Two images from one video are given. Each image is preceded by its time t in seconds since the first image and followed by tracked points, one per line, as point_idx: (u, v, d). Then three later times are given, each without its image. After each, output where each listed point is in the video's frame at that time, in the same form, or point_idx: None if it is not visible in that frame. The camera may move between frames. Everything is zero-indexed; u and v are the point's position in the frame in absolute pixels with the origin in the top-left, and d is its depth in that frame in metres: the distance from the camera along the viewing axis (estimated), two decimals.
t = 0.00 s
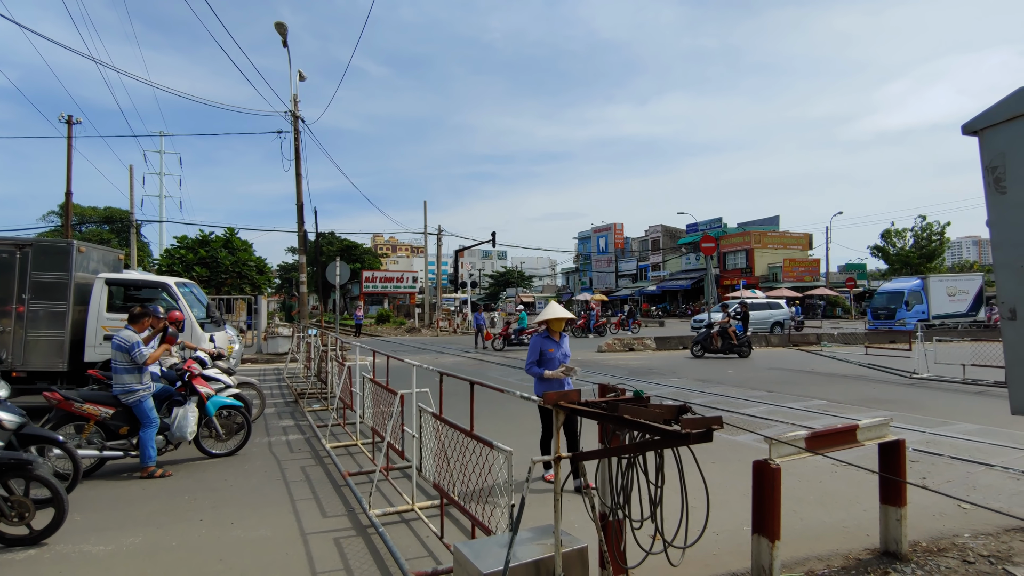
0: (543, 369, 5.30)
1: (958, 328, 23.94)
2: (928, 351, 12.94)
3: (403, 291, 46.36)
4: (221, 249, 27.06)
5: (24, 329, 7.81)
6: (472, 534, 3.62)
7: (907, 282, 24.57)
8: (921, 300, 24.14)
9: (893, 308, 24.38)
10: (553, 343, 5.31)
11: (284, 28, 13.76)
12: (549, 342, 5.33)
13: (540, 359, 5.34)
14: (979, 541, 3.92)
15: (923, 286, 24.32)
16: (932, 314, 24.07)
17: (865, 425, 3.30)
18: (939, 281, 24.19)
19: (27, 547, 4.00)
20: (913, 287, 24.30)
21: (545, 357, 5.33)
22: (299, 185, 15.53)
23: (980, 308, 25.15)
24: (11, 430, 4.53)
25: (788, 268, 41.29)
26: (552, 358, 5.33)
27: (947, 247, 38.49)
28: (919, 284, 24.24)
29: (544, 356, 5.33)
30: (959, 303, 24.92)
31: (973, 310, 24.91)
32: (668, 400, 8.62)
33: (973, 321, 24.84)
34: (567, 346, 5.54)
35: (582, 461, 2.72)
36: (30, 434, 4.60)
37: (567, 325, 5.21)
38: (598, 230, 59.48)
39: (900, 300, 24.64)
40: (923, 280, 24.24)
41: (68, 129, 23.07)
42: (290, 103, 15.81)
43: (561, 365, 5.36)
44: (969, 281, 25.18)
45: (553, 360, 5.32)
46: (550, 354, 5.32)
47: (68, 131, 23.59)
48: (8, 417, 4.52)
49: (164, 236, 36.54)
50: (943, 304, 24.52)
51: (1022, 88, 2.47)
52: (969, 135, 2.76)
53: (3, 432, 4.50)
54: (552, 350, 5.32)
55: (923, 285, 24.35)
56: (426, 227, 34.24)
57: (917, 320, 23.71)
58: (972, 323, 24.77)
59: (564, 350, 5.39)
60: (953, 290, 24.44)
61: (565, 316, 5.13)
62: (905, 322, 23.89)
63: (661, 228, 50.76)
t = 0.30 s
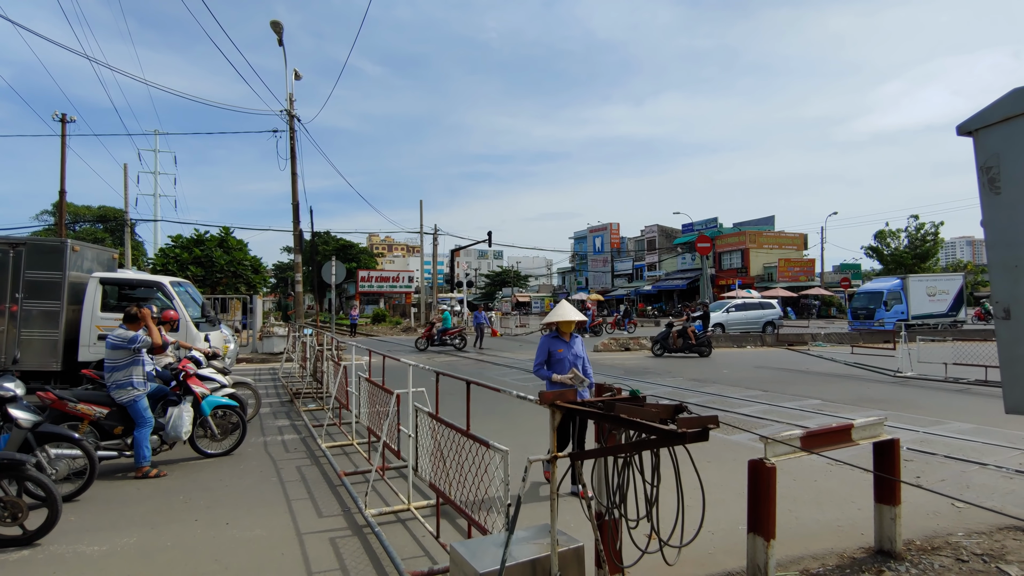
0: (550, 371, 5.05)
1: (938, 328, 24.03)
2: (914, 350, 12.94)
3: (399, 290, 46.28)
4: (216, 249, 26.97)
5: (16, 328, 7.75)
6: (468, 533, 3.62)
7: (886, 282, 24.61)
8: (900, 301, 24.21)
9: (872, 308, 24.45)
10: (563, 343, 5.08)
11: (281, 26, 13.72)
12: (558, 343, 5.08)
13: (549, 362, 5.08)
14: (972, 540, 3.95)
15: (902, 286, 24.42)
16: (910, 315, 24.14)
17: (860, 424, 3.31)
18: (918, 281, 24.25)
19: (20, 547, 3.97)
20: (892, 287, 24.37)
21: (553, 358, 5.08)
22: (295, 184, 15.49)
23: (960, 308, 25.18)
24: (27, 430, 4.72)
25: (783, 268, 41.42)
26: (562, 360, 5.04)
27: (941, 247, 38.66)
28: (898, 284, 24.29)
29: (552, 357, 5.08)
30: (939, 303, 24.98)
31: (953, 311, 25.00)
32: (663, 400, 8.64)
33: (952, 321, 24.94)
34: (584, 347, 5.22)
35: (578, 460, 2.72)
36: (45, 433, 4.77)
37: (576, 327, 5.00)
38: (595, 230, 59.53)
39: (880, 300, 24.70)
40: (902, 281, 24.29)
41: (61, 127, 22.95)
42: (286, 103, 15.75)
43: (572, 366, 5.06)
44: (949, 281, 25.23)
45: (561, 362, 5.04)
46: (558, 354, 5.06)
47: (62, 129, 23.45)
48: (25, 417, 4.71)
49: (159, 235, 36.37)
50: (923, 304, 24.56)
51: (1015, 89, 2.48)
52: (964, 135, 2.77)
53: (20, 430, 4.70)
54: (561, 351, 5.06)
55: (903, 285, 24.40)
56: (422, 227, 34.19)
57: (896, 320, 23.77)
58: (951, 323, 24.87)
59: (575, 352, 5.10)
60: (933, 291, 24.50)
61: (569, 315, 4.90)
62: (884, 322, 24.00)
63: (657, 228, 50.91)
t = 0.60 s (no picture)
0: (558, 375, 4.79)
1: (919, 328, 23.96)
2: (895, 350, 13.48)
3: (396, 289, 46.18)
4: (213, 248, 26.90)
5: (11, 327, 7.71)
6: (465, 533, 3.62)
7: (870, 281, 24.79)
8: (882, 300, 24.27)
9: (853, 308, 24.75)
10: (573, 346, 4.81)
11: (277, 25, 13.69)
12: (566, 345, 4.81)
13: (558, 365, 4.83)
14: (968, 539, 3.96)
15: (885, 286, 24.41)
16: (893, 315, 24.04)
17: (856, 424, 3.32)
18: (901, 280, 24.09)
19: (14, 548, 3.95)
20: (875, 287, 24.53)
21: (561, 362, 4.82)
22: (292, 182, 15.45)
23: (943, 308, 25.02)
24: (42, 428, 4.80)
25: (780, 268, 41.52)
26: (571, 363, 4.77)
27: (936, 247, 38.77)
28: (880, 284, 24.34)
29: (560, 360, 4.82)
30: (922, 303, 24.84)
31: (935, 311, 24.89)
32: (660, 399, 8.65)
33: (934, 321, 24.85)
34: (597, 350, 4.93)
35: (575, 460, 2.71)
36: (61, 430, 4.87)
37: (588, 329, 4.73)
38: (592, 229, 59.55)
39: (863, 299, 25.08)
40: (885, 280, 24.26)
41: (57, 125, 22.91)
42: (282, 101, 15.70)
43: (582, 371, 4.78)
44: (933, 281, 25.03)
45: (570, 365, 4.78)
46: (566, 358, 4.79)
47: (58, 127, 23.39)
48: (41, 415, 4.81)
49: (156, 234, 36.27)
50: (906, 304, 24.43)
51: (1013, 89, 2.49)
52: (960, 136, 2.78)
53: (35, 428, 4.79)
54: (571, 354, 4.79)
55: (886, 284, 24.35)
56: (419, 226, 34.16)
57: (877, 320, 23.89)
58: (932, 323, 24.87)
59: (587, 355, 4.81)
60: (916, 291, 24.37)
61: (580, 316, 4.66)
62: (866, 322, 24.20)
63: (654, 228, 50.99)
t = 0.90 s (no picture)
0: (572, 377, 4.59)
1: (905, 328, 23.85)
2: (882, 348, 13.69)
3: (395, 288, 46.15)
4: (212, 246, 26.89)
5: (11, 325, 7.71)
6: (464, 531, 3.62)
7: (857, 280, 24.90)
8: (868, 300, 24.37)
9: (840, 307, 24.88)
10: (587, 347, 4.63)
11: (277, 23, 13.67)
12: (581, 346, 4.61)
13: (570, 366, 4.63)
14: (966, 537, 3.97)
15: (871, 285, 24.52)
16: (879, 314, 24.07)
17: (854, 422, 3.32)
18: (887, 279, 23.97)
19: (14, 545, 3.94)
20: (860, 287, 24.62)
21: (575, 363, 4.60)
22: (291, 180, 15.43)
23: (931, 308, 24.90)
24: (55, 424, 4.78)
25: (779, 267, 41.57)
26: (587, 365, 4.58)
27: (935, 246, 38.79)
28: (866, 283, 24.53)
29: (574, 361, 4.61)
30: (909, 302, 24.73)
31: (923, 310, 24.80)
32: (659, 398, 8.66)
33: (922, 320, 24.76)
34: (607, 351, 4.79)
35: (575, 458, 2.71)
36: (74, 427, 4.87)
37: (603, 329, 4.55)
38: (592, 228, 59.55)
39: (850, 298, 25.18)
40: (871, 280, 24.35)
41: (57, 124, 22.90)
42: (282, 100, 15.69)
43: (596, 373, 4.60)
44: (921, 280, 24.80)
45: (584, 367, 4.59)
46: (581, 359, 4.59)
47: (57, 126, 23.38)
48: (53, 412, 4.78)
49: (155, 232, 36.23)
50: (893, 303, 24.33)
51: (1013, 87, 2.49)
52: (961, 134, 2.78)
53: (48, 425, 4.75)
54: (585, 355, 4.60)
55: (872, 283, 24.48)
56: (419, 225, 34.14)
57: (862, 319, 23.96)
58: (919, 322, 24.72)
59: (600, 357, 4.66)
60: (903, 290, 24.22)
61: (598, 317, 4.46)
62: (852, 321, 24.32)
63: (653, 226, 51.01)
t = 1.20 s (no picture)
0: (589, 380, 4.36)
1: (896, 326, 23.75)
2: (873, 345, 13.74)
3: (396, 285, 46.13)
4: (212, 244, 26.90)
5: (11, 322, 7.71)
6: (465, 528, 3.63)
7: (847, 278, 24.94)
8: (858, 297, 24.35)
9: (829, 304, 24.98)
10: (604, 349, 4.42)
11: (277, 20, 13.64)
12: (599, 348, 4.39)
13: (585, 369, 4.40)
14: (966, 535, 3.98)
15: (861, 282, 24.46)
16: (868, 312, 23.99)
17: (855, 420, 3.31)
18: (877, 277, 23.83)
19: (14, 542, 3.95)
20: (850, 284, 24.66)
21: (592, 365, 4.38)
22: (291, 178, 15.42)
23: (921, 305, 24.91)
24: (65, 421, 4.74)
25: (779, 265, 41.55)
26: (605, 368, 4.37)
27: (936, 244, 38.73)
28: (856, 281, 24.53)
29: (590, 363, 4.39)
30: (899, 300, 24.67)
31: (912, 308, 24.76)
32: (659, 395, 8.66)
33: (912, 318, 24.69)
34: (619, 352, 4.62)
35: (575, 455, 2.71)
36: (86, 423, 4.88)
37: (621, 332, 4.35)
38: (592, 225, 59.55)
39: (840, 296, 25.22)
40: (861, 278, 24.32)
41: (57, 122, 22.94)
42: (282, 97, 15.67)
43: (611, 375, 4.43)
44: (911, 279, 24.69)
45: (602, 369, 4.38)
46: (599, 362, 4.36)
47: (57, 123, 23.39)
48: (64, 408, 4.72)
49: (156, 229, 36.30)
50: (883, 300, 24.23)
51: (1013, 85, 2.49)
52: (961, 131, 2.77)
53: (59, 422, 4.72)
54: (603, 358, 4.39)
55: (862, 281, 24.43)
56: (419, 223, 34.13)
57: (851, 317, 23.96)
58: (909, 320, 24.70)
59: (616, 359, 4.48)
60: (893, 288, 24.13)
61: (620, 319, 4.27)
62: (840, 319, 24.35)
63: (654, 224, 51.00)
